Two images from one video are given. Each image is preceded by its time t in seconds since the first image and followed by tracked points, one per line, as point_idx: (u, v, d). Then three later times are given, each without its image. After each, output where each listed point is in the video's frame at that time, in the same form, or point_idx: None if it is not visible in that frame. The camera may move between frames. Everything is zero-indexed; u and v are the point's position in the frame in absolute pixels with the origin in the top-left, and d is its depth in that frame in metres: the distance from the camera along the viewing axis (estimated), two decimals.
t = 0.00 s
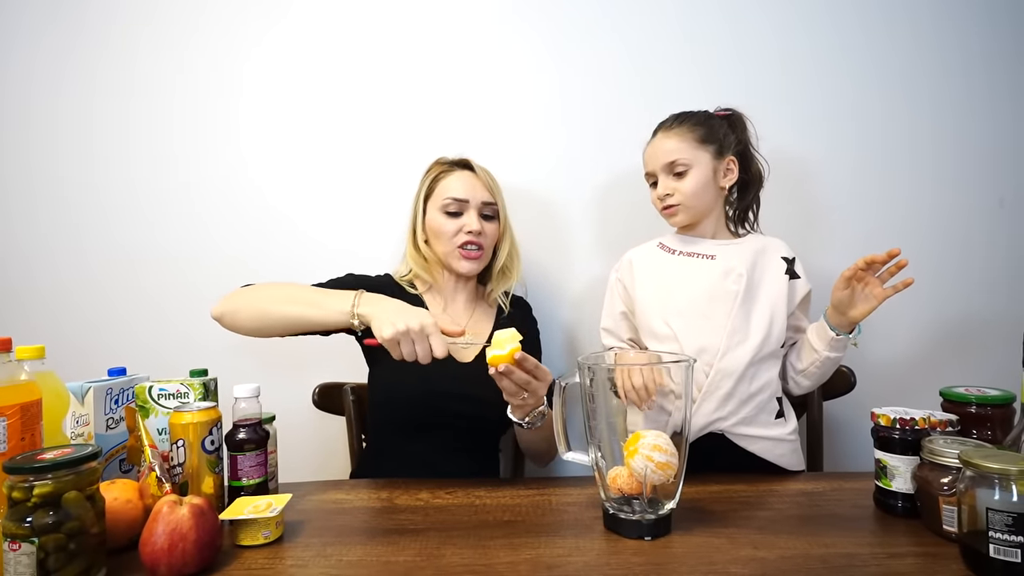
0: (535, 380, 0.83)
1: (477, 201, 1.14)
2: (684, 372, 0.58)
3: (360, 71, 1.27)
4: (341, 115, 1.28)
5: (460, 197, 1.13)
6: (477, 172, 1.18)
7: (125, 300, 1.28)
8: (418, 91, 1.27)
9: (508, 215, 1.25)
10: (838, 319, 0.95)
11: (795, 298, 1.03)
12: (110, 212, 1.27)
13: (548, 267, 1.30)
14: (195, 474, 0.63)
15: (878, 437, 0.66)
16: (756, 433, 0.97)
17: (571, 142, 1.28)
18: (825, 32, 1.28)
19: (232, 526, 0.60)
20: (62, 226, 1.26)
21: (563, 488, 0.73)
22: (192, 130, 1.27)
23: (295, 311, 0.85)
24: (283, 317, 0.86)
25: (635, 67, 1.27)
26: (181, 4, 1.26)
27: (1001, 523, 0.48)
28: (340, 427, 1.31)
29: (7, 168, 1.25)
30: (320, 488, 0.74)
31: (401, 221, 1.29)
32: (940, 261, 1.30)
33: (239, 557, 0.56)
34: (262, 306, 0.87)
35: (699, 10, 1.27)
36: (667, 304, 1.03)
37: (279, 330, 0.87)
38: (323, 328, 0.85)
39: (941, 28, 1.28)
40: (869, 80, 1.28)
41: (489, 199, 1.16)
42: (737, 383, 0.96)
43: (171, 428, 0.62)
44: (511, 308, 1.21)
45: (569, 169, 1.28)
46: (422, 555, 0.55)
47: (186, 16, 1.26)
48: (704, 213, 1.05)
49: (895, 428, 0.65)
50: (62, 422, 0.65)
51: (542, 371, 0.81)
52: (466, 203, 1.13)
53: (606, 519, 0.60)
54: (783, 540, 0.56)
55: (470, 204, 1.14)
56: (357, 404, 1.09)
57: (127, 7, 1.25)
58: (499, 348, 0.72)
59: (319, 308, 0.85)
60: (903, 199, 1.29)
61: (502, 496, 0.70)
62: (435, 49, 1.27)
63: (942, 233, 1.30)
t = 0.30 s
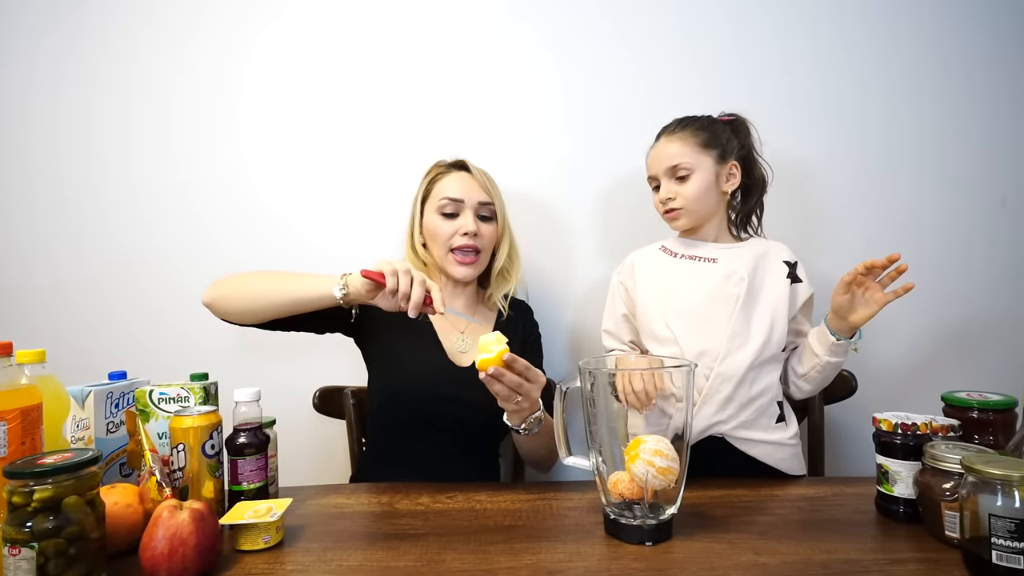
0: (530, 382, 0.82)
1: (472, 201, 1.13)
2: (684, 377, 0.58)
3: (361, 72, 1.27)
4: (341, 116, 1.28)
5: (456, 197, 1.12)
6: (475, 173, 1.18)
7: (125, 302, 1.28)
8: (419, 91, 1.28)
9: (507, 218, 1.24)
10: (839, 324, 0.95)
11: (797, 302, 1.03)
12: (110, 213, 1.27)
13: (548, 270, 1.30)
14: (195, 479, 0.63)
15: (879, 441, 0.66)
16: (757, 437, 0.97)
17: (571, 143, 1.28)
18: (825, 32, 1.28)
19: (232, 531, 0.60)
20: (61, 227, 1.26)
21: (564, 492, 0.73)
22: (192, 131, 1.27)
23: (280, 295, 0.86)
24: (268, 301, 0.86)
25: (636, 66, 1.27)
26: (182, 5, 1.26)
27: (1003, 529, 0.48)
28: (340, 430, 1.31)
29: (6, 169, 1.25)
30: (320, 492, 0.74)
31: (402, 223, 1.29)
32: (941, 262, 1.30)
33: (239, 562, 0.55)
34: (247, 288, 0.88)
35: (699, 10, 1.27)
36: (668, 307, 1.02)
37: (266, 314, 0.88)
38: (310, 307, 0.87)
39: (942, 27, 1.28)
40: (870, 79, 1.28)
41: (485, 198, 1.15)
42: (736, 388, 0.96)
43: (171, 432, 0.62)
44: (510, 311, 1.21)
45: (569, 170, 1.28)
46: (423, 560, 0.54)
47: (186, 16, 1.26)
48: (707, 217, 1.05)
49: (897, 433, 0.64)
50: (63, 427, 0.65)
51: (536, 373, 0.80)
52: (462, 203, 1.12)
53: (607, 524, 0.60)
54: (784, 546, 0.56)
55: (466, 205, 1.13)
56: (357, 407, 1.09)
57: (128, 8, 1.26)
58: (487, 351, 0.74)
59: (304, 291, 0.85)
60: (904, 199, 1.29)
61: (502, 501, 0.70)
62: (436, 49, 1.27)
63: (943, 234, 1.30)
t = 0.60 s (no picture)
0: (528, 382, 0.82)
1: (467, 202, 1.13)
2: (685, 380, 0.58)
3: (361, 73, 1.28)
4: (342, 117, 1.28)
5: (451, 198, 1.12)
6: (469, 174, 1.18)
7: (124, 304, 1.28)
8: (419, 91, 1.28)
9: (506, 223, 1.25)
10: (839, 327, 0.95)
11: (800, 303, 1.04)
12: (110, 215, 1.27)
13: (548, 271, 1.30)
14: (195, 482, 0.63)
15: (880, 444, 0.66)
16: (758, 439, 0.97)
17: (572, 145, 1.28)
18: (825, 33, 1.28)
19: (233, 534, 0.59)
20: (61, 229, 1.26)
21: (564, 495, 0.73)
22: (193, 133, 1.28)
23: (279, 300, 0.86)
24: (268, 308, 0.87)
25: (636, 63, 1.28)
26: (183, 7, 1.26)
27: (1005, 532, 0.48)
28: (340, 432, 1.31)
29: (7, 170, 1.25)
30: (320, 495, 0.74)
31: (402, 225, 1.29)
32: (941, 263, 1.30)
33: (240, 565, 0.55)
34: (249, 296, 0.88)
35: (700, 11, 1.27)
36: (669, 309, 1.03)
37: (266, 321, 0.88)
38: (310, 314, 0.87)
39: (942, 27, 1.29)
40: (870, 78, 1.28)
41: (480, 199, 1.15)
42: (737, 390, 0.96)
43: (171, 435, 0.62)
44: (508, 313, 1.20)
45: (570, 172, 1.28)
46: (423, 564, 0.54)
47: (186, 17, 1.26)
48: (709, 218, 1.05)
49: (898, 436, 0.64)
50: (63, 430, 0.65)
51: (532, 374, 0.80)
52: (457, 204, 1.12)
53: (607, 527, 0.60)
54: (786, 549, 0.56)
55: (461, 206, 1.13)
56: (357, 409, 1.09)
57: (129, 10, 1.26)
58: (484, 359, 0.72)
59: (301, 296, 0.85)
60: (904, 200, 1.29)
61: (503, 504, 0.70)
62: (437, 50, 1.27)
63: (943, 235, 1.30)
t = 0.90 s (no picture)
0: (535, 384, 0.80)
1: (465, 201, 1.13)
2: (685, 377, 0.58)
3: (361, 73, 1.28)
4: (342, 117, 1.28)
5: (449, 197, 1.12)
6: (466, 173, 1.18)
7: (125, 304, 1.28)
8: (419, 91, 1.28)
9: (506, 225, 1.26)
10: (839, 324, 0.95)
11: (799, 301, 1.04)
12: (111, 215, 1.27)
13: (548, 271, 1.30)
14: (195, 480, 0.63)
15: (880, 442, 0.66)
16: (758, 436, 0.97)
17: (572, 145, 1.28)
18: (825, 33, 1.28)
19: (233, 532, 0.59)
20: (62, 229, 1.26)
21: (564, 493, 0.73)
22: (194, 132, 1.28)
23: (285, 311, 0.87)
24: (273, 319, 0.87)
25: (636, 65, 1.28)
26: (183, 7, 1.26)
27: (1004, 529, 0.48)
28: (340, 431, 1.31)
29: (8, 171, 1.25)
30: (321, 493, 0.74)
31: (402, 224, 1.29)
32: (941, 263, 1.30)
33: (240, 563, 0.55)
34: (252, 305, 0.88)
35: (700, 11, 1.27)
36: (669, 307, 1.03)
37: (267, 331, 0.88)
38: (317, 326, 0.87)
39: (942, 27, 1.29)
40: (870, 78, 1.28)
41: (478, 197, 1.15)
42: (736, 387, 0.96)
43: (172, 433, 0.62)
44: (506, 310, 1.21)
45: (571, 173, 1.28)
46: (424, 561, 0.54)
47: (187, 17, 1.26)
48: (710, 217, 1.05)
49: (898, 434, 0.64)
50: (63, 428, 0.65)
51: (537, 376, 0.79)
52: (455, 203, 1.12)
53: (607, 525, 0.60)
54: (785, 546, 0.56)
55: (459, 204, 1.13)
56: (357, 407, 1.09)
57: (129, 10, 1.26)
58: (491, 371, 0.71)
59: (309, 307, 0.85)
60: (904, 199, 1.29)
61: (503, 502, 0.70)
62: (437, 50, 1.27)
63: (943, 234, 1.30)
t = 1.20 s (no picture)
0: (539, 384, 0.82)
1: (467, 200, 1.13)
2: (686, 376, 0.58)
3: (360, 73, 1.27)
4: (341, 116, 1.28)
5: (451, 197, 1.12)
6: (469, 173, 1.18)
7: (125, 303, 1.28)
8: (419, 92, 1.28)
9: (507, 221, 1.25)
10: (840, 321, 0.95)
11: (800, 299, 1.03)
12: (111, 215, 1.27)
13: (548, 271, 1.30)
14: (195, 479, 0.63)
15: (880, 441, 0.66)
16: (759, 434, 0.97)
17: (573, 146, 1.28)
18: (825, 33, 1.28)
19: (233, 531, 0.59)
20: (61, 228, 1.26)
21: (565, 492, 0.73)
22: (194, 132, 1.27)
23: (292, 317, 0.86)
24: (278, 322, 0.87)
25: (636, 66, 1.28)
26: (183, 7, 1.26)
27: (1005, 527, 0.48)
28: (340, 430, 1.31)
29: (7, 172, 1.25)
30: (321, 492, 0.74)
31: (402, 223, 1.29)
32: (941, 262, 1.30)
33: (240, 562, 0.55)
34: (260, 310, 0.88)
35: (700, 11, 1.27)
36: (670, 305, 1.03)
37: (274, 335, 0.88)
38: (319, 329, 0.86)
39: (942, 27, 1.28)
40: (870, 77, 1.28)
41: (480, 196, 1.15)
42: (736, 385, 0.96)
43: (172, 432, 0.62)
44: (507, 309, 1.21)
45: (571, 173, 1.28)
46: (424, 560, 0.54)
47: (186, 17, 1.26)
48: (711, 217, 1.05)
49: (898, 432, 0.64)
50: (64, 427, 0.65)
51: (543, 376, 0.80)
52: (457, 202, 1.12)
53: (607, 524, 0.60)
54: (786, 545, 0.56)
55: (462, 203, 1.13)
56: (357, 407, 1.09)
57: (128, 9, 1.26)
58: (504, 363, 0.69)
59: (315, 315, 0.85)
60: (904, 199, 1.29)
61: (503, 501, 0.70)
62: (437, 46, 1.27)
63: (943, 234, 1.30)
